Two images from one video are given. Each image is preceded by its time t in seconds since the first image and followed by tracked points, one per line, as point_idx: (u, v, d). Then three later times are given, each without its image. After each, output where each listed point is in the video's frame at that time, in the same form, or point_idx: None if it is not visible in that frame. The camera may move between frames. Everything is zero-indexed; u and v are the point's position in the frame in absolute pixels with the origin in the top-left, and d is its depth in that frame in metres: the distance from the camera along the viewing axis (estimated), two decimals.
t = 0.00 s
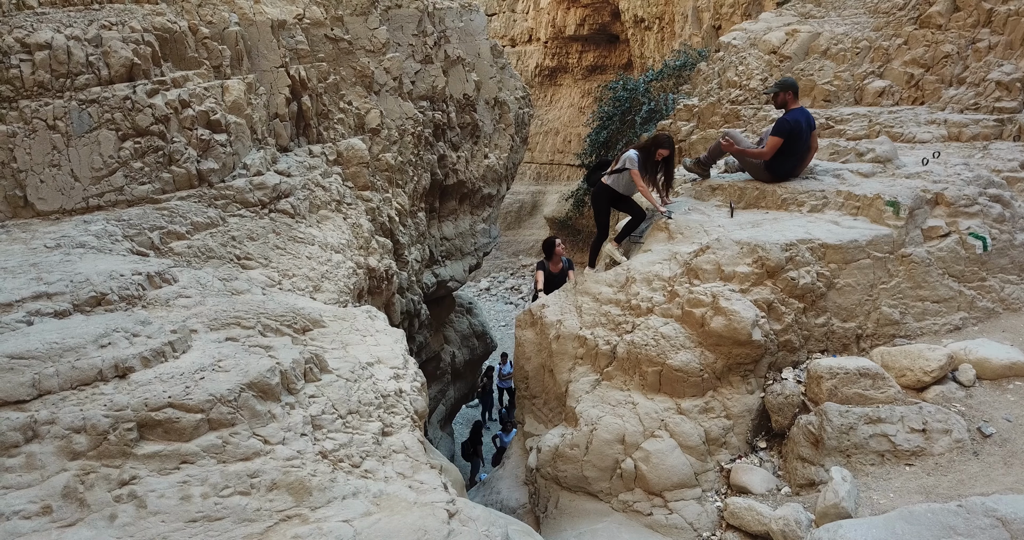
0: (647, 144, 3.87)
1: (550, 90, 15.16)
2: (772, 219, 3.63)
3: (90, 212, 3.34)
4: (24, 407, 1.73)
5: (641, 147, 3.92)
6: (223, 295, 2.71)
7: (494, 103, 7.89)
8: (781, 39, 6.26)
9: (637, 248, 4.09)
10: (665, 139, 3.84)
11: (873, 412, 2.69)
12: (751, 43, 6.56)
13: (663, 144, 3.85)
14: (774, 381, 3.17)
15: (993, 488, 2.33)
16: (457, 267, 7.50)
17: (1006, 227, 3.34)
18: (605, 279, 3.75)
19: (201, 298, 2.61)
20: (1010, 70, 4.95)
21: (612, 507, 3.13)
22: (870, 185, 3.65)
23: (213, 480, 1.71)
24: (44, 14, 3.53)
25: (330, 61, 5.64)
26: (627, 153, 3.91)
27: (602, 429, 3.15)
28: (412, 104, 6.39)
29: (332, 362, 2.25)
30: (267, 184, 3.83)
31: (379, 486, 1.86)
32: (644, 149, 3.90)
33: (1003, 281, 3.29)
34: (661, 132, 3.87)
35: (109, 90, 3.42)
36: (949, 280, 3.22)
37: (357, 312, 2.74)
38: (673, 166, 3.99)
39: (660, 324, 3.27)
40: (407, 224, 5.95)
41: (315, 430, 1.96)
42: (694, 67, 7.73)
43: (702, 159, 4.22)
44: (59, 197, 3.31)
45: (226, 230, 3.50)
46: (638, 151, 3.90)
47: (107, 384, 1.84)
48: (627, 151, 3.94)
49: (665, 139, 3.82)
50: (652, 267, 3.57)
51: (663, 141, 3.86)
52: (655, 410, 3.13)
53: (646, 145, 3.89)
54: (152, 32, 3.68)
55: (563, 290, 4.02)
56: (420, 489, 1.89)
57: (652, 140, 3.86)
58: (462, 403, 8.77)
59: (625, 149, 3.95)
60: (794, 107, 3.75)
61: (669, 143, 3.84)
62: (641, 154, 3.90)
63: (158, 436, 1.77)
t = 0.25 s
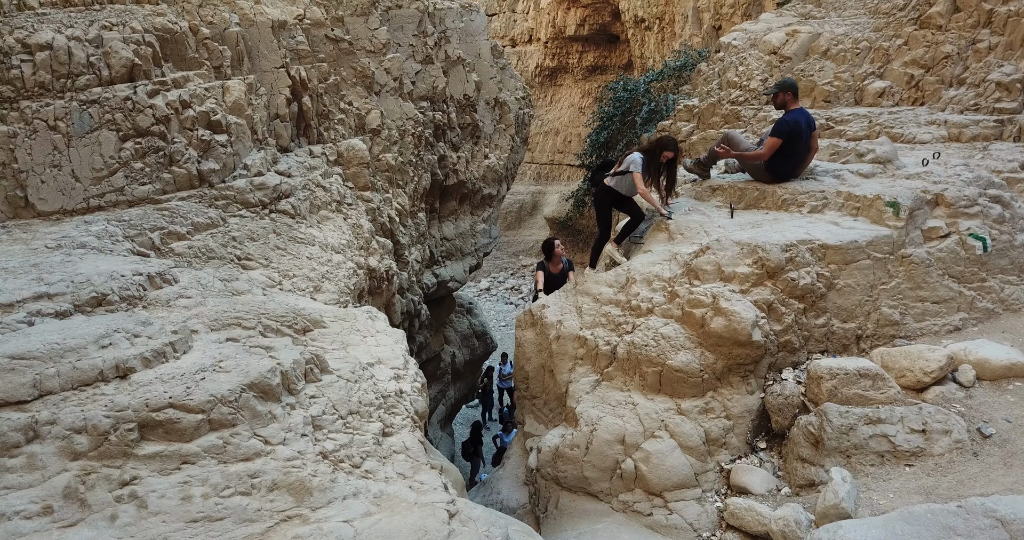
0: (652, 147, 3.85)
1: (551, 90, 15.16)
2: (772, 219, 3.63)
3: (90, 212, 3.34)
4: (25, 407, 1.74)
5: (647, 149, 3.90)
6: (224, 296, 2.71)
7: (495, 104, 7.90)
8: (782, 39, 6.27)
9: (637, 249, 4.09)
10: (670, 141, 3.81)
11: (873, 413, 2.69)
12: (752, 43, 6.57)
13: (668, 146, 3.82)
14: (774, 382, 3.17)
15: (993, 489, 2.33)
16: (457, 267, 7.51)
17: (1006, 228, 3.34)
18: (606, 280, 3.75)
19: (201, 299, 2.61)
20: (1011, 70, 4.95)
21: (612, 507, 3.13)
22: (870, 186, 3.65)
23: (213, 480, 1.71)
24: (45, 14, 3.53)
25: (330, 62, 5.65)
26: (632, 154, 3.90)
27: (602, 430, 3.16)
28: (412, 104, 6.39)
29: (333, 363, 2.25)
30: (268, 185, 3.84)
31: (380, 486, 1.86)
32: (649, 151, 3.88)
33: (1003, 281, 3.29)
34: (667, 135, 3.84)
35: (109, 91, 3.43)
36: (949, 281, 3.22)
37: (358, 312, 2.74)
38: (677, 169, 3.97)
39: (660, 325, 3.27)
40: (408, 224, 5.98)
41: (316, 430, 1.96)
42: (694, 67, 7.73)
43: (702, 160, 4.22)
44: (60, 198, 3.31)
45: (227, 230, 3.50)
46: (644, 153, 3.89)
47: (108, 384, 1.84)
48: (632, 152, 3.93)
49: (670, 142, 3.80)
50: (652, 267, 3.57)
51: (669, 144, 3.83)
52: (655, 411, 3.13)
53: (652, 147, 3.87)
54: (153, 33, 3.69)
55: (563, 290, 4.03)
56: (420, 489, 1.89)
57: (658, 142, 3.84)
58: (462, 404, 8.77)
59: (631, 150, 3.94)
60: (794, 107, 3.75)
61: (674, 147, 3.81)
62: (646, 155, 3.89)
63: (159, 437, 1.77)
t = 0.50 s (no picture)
0: (667, 144, 3.83)
1: (551, 90, 15.17)
2: (772, 220, 3.64)
3: (91, 213, 3.34)
4: (25, 408, 1.74)
5: (660, 147, 3.88)
6: (224, 296, 2.72)
7: (495, 104, 7.91)
8: (782, 40, 6.29)
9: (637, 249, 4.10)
10: (684, 141, 3.79)
11: (872, 413, 2.70)
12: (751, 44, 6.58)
13: (682, 146, 3.81)
14: (773, 382, 3.17)
15: (992, 489, 2.34)
16: (457, 268, 7.52)
17: (1005, 229, 3.34)
18: (605, 280, 3.76)
19: (202, 299, 2.62)
20: (1010, 71, 4.95)
21: (612, 508, 3.13)
22: (869, 186, 3.66)
23: (213, 481, 1.71)
24: (46, 15, 3.53)
25: (330, 62, 5.65)
26: (647, 149, 3.89)
27: (601, 430, 3.16)
28: (412, 105, 6.40)
29: (333, 363, 2.26)
30: (268, 186, 3.85)
31: (379, 486, 1.86)
32: (662, 149, 3.86)
33: (1002, 282, 3.29)
34: (682, 134, 3.82)
35: (110, 92, 3.43)
36: (948, 281, 3.23)
37: (358, 313, 2.75)
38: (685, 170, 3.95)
39: (660, 325, 3.28)
40: (408, 225, 5.99)
41: (316, 431, 1.96)
42: (694, 67, 7.74)
43: (702, 160, 4.23)
44: (60, 198, 3.32)
45: (227, 231, 3.51)
46: (657, 149, 3.87)
47: (109, 385, 1.84)
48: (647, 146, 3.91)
49: (684, 141, 3.78)
50: (652, 268, 3.58)
51: (683, 143, 3.81)
52: (654, 411, 3.14)
53: (667, 144, 3.84)
54: (153, 34, 3.69)
55: (563, 291, 4.03)
56: (420, 490, 1.90)
57: (673, 139, 3.82)
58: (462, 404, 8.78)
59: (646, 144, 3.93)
60: (794, 108, 3.76)
61: (687, 148, 3.80)
62: (660, 152, 3.87)
63: (159, 437, 1.78)
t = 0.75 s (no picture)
0: (672, 145, 3.84)
1: (551, 91, 15.17)
2: (771, 222, 3.65)
3: (91, 214, 3.35)
4: (27, 410, 1.75)
5: (665, 147, 3.89)
6: (224, 299, 2.72)
7: (494, 105, 7.92)
8: (781, 42, 6.30)
9: (637, 250, 4.10)
10: (689, 144, 3.80)
11: (870, 415, 2.71)
12: (751, 45, 6.59)
13: (686, 148, 3.81)
14: (772, 384, 3.18)
15: (989, 491, 2.35)
16: (457, 269, 7.53)
17: (1002, 231, 3.35)
18: (605, 282, 3.77)
19: (202, 301, 2.63)
20: (1009, 73, 4.96)
21: (611, 509, 3.14)
22: (868, 188, 3.66)
23: (214, 483, 1.72)
24: (46, 18, 3.51)
25: (330, 64, 5.66)
26: (651, 148, 3.91)
27: (600, 432, 3.17)
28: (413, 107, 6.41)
29: (333, 365, 2.27)
30: (268, 188, 3.86)
31: (379, 488, 1.88)
32: (667, 149, 3.88)
33: (1000, 284, 3.30)
34: (687, 136, 3.83)
35: (110, 94, 3.44)
36: (947, 283, 3.23)
37: (358, 315, 2.75)
38: (696, 172, 3.95)
39: (658, 327, 3.29)
40: (408, 226, 6.00)
41: (316, 433, 1.97)
42: (694, 68, 7.75)
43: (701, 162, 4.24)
44: (61, 200, 3.33)
45: (227, 233, 3.52)
46: (662, 149, 3.89)
47: (110, 387, 1.85)
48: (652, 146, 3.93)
49: (688, 143, 3.79)
50: (651, 269, 3.58)
51: (689, 145, 3.82)
52: (653, 413, 3.15)
53: (672, 145, 3.85)
54: (153, 36, 3.70)
55: (562, 292, 4.04)
56: (419, 492, 1.91)
57: (678, 140, 3.83)
58: (462, 405, 8.79)
59: (650, 144, 3.95)
60: (793, 110, 3.77)
61: (692, 149, 3.80)
62: (664, 152, 3.89)
63: (160, 440, 1.79)
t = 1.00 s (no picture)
0: (671, 149, 3.81)
1: (551, 92, 15.18)
2: (769, 225, 3.66)
3: (92, 218, 3.37)
4: (29, 416, 1.76)
5: (664, 152, 3.88)
6: (225, 303, 2.73)
7: (494, 107, 7.93)
8: (780, 45, 6.31)
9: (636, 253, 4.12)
10: (688, 148, 3.76)
11: (868, 419, 2.72)
12: (750, 48, 6.60)
13: (686, 151, 3.78)
14: (770, 388, 3.19)
15: (986, 495, 2.36)
16: (457, 271, 7.55)
17: (1000, 235, 3.36)
18: (605, 286, 3.78)
19: (203, 306, 2.64)
20: (1007, 76, 4.97)
21: (610, 512, 3.15)
22: (866, 192, 3.67)
23: (215, 488, 1.74)
24: (48, 22, 3.52)
25: (331, 67, 5.67)
26: (650, 152, 3.90)
27: (600, 435, 3.18)
28: (413, 109, 6.42)
29: (333, 370, 2.28)
30: (268, 191, 3.87)
31: (379, 493, 1.89)
32: (666, 153, 3.85)
33: (998, 288, 3.31)
34: (686, 140, 3.79)
35: (111, 98, 3.45)
36: (944, 287, 3.25)
37: (358, 319, 2.76)
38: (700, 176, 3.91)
39: (657, 331, 3.30)
40: (408, 229, 6.03)
41: (316, 438, 1.98)
42: (694, 71, 7.76)
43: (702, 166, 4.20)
44: (62, 204, 3.34)
45: (228, 236, 3.53)
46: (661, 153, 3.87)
47: (111, 392, 1.86)
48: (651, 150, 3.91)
49: (687, 147, 3.75)
50: (650, 273, 3.59)
51: (688, 149, 3.78)
52: (652, 416, 3.16)
53: (671, 149, 3.83)
54: (154, 40, 3.71)
55: (562, 295, 4.05)
56: (419, 496, 1.92)
57: (678, 144, 3.80)
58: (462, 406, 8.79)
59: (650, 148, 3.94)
60: (793, 113, 3.78)
61: (691, 153, 3.77)
62: (664, 155, 3.86)
63: (162, 445, 1.80)
